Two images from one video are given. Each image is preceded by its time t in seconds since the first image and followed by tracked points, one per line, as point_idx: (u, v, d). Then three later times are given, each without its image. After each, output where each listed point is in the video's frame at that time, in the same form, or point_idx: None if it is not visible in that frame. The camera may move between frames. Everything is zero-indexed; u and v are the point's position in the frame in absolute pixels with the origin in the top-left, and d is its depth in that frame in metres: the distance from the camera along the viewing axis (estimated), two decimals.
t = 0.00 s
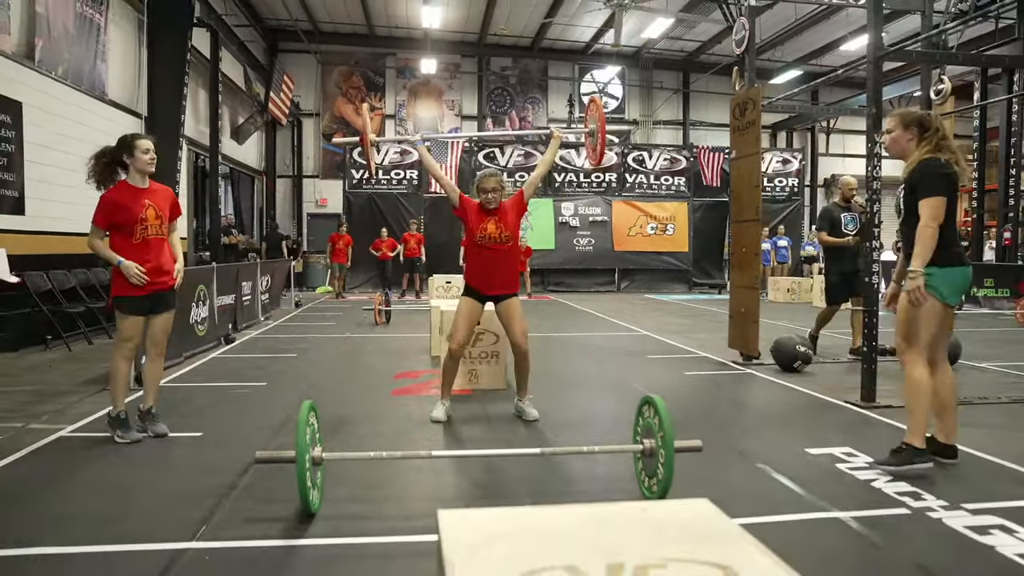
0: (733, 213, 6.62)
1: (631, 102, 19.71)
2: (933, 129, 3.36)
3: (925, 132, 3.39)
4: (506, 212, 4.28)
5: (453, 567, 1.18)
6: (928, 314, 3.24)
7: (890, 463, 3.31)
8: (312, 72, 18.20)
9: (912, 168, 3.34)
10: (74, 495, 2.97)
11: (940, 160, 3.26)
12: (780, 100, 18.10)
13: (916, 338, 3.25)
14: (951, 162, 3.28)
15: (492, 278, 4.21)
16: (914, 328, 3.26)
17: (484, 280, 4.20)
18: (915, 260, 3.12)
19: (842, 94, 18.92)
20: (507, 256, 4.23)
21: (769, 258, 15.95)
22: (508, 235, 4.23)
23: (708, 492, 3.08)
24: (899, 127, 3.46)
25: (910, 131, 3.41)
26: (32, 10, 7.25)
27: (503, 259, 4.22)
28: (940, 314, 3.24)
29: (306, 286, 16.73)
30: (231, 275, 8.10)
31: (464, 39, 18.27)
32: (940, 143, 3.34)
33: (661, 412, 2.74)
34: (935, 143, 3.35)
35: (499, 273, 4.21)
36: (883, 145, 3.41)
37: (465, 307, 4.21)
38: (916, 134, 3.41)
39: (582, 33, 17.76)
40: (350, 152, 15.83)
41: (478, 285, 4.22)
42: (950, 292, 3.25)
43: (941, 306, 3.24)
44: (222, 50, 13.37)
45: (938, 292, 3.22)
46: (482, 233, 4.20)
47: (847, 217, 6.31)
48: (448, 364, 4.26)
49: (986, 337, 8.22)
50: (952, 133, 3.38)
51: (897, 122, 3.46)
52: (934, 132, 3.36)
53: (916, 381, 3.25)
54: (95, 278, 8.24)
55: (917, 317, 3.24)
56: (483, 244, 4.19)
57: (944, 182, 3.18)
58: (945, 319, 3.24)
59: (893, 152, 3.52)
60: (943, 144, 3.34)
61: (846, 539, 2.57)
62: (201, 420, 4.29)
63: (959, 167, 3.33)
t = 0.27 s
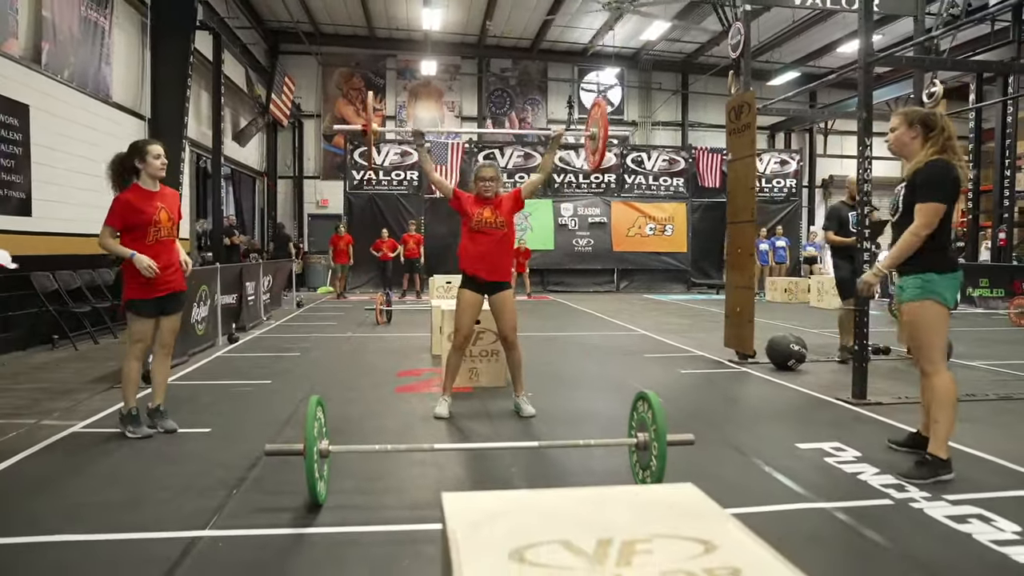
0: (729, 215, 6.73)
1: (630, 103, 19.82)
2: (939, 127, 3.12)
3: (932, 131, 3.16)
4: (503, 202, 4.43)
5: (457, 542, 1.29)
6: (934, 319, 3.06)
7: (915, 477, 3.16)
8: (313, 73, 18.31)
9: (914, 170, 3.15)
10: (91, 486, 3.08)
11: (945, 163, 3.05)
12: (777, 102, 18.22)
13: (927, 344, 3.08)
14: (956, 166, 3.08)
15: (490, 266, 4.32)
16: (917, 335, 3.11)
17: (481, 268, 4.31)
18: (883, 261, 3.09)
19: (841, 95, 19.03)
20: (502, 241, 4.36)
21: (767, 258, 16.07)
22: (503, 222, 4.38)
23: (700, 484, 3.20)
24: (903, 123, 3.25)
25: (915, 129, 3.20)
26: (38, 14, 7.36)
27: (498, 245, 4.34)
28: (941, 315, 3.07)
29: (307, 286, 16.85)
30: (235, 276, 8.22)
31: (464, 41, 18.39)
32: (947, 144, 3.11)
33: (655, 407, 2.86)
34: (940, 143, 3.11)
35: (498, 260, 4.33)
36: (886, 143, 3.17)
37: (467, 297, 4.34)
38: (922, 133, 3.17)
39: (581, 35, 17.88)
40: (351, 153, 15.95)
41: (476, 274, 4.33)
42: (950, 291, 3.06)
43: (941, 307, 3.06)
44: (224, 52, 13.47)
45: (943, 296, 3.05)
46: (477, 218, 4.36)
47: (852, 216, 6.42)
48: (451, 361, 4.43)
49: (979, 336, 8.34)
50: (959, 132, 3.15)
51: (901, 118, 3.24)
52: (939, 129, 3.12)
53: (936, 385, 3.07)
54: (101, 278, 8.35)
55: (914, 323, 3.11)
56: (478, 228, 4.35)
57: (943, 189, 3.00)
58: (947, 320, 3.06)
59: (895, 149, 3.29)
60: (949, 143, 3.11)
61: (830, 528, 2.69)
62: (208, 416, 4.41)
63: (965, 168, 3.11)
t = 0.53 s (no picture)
0: (724, 215, 6.79)
1: (628, 104, 19.89)
2: (927, 125, 3.12)
3: (919, 129, 3.16)
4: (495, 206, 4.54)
5: (445, 526, 1.36)
6: (923, 321, 3.07)
7: (900, 473, 3.21)
8: (312, 74, 18.37)
9: (905, 170, 3.13)
10: (95, 481, 3.17)
11: (935, 163, 3.05)
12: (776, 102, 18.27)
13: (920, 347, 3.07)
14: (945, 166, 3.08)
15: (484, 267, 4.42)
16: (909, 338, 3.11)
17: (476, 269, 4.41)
18: (885, 269, 3.05)
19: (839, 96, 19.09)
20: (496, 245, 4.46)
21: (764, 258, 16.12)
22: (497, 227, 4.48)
23: (688, 479, 3.28)
24: (891, 123, 3.23)
25: (903, 128, 3.18)
26: (40, 18, 7.44)
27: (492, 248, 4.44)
28: (932, 317, 3.06)
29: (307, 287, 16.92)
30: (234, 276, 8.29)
31: (463, 42, 18.47)
32: (935, 142, 3.11)
33: (644, 404, 2.94)
34: (929, 142, 3.11)
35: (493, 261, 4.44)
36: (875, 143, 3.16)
37: (463, 296, 4.38)
38: (910, 132, 3.17)
39: (580, 36, 17.95)
40: (350, 154, 16.02)
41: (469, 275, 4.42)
42: (939, 293, 3.06)
43: (931, 308, 3.06)
44: (224, 54, 13.55)
45: (933, 298, 3.05)
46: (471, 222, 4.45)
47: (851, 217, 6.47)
48: (447, 360, 4.51)
49: (972, 335, 8.40)
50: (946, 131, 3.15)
51: (889, 118, 3.23)
52: (928, 129, 3.12)
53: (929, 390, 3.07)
54: (102, 279, 8.43)
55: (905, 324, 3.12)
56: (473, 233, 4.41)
57: (935, 188, 2.99)
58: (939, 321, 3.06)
59: (882, 147, 3.29)
60: (937, 142, 3.11)
61: (813, 520, 2.77)
62: (209, 414, 4.49)
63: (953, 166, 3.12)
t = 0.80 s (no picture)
0: (715, 216, 6.89)
1: (626, 105, 19.98)
2: (905, 125, 3.20)
3: (896, 130, 3.24)
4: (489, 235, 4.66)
5: (425, 507, 1.46)
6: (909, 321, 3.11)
7: (878, 467, 3.30)
8: (311, 76, 18.46)
9: (885, 170, 3.20)
10: (96, 474, 3.26)
11: (914, 162, 3.12)
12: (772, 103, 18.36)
13: (903, 348, 3.12)
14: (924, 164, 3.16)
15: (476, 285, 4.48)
16: (890, 339, 3.17)
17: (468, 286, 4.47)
18: (895, 271, 2.97)
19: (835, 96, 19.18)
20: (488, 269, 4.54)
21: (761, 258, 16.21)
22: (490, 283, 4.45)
23: (673, 472, 3.37)
24: (868, 124, 3.31)
25: (881, 129, 3.26)
26: (41, 21, 7.54)
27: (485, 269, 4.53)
28: (915, 318, 3.12)
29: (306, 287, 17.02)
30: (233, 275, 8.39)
31: (461, 43, 18.57)
32: (914, 142, 3.19)
33: (628, 399, 3.03)
34: (908, 141, 3.19)
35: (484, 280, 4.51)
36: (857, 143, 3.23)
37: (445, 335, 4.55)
38: (888, 132, 3.25)
39: (577, 37, 18.04)
40: (349, 154, 16.10)
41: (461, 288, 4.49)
42: (920, 293, 3.12)
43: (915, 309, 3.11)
44: (223, 55, 13.63)
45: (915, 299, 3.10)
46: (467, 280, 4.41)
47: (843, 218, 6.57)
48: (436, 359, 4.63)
49: (963, 334, 8.50)
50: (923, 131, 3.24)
51: (866, 120, 3.31)
52: (905, 128, 3.20)
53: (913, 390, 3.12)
54: (102, 278, 8.53)
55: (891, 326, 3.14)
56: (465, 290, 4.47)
57: (919, 186, 3.05)
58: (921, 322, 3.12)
59: (862, 149, 3.35)
60: (915, 141, 3.19)
61: (791, 511, 2.87)
62: (207, 410, 4.58)
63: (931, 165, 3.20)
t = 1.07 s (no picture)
0: (710, 216, 6.95)
1: (624, 106, 20.07)
2: (887, 126, 3.28)
3: (879, 132, 3.31)
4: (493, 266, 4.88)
5: (420, 492, 1.54)
6: (892, 319, 3.20)
7: (865, 461, 3.37)
8: (311, 76, 18.54)
9: (867, 172, 3.27)
10: (103, 467, 3.34)
11: (896, 163, 3.19)
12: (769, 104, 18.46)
13: (887, 343, 3.21)
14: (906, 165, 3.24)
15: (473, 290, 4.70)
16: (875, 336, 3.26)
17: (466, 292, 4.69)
18: (874, 271, 3.06)
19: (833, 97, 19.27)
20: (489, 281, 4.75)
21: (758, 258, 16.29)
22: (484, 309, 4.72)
23: (665, 466, 3.45)
24: (852, 126, 3.40)
25: (864, 130, 3.35)
26: (44, 23, 7.62)
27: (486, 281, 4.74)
28: (900, 317, 3.21)
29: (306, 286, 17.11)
30: (234, 275, 8.47)
31: (460, 44, 18.66)
32: (896, 144, 3.26)
33: (621, 395, 3.11)
34: (889, 142, 3.26)
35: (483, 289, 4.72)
36: (841, 145, 3.31)
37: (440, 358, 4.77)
38: (871, 135, 3.33)
39: (576, 38, 18.14)
40: (349, 155, 16.18)
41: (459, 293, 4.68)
42: (905, 292, 3.20)
43: (900, 307, 3.20)
44: (224, 56, 13.71)
45: (900, 298, 3.18)
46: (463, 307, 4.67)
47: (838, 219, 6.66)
48: (434, 355, 4.73)
49: (956, 333, 8.58)
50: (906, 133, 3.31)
51: (850, 122, 3.40)
52: (887, 129, 3.28)
53: (896, 385, 3.20)
54: (104, 278, 8.61)
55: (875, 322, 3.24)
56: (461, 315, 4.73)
57: (900, 188, 3.12)
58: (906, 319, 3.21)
59: (848, 150, 3.43)
60: (897, 141, 3.26)
61: (779, 503, 2.95)
62: (209, 406, 4.67)
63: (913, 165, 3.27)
